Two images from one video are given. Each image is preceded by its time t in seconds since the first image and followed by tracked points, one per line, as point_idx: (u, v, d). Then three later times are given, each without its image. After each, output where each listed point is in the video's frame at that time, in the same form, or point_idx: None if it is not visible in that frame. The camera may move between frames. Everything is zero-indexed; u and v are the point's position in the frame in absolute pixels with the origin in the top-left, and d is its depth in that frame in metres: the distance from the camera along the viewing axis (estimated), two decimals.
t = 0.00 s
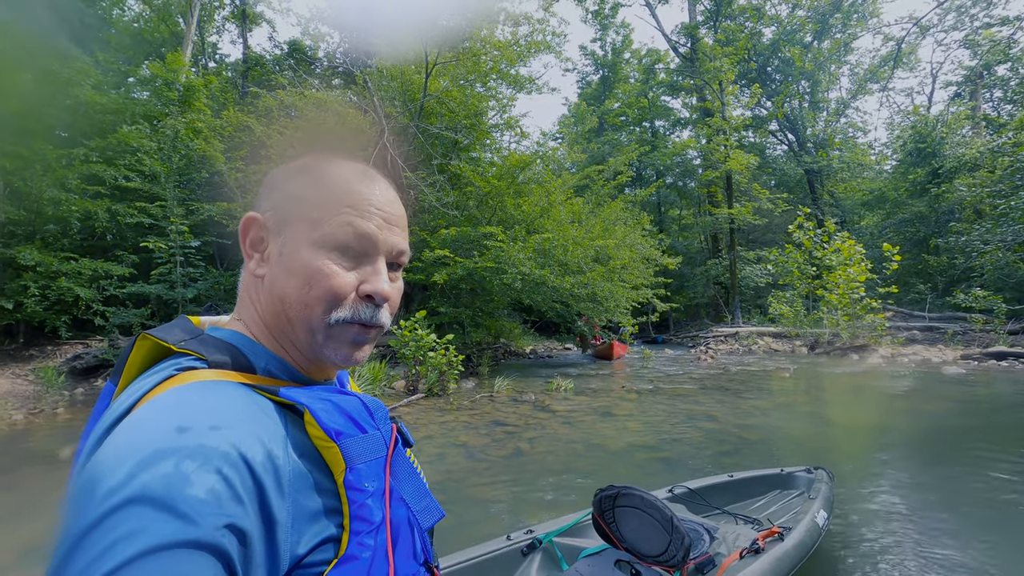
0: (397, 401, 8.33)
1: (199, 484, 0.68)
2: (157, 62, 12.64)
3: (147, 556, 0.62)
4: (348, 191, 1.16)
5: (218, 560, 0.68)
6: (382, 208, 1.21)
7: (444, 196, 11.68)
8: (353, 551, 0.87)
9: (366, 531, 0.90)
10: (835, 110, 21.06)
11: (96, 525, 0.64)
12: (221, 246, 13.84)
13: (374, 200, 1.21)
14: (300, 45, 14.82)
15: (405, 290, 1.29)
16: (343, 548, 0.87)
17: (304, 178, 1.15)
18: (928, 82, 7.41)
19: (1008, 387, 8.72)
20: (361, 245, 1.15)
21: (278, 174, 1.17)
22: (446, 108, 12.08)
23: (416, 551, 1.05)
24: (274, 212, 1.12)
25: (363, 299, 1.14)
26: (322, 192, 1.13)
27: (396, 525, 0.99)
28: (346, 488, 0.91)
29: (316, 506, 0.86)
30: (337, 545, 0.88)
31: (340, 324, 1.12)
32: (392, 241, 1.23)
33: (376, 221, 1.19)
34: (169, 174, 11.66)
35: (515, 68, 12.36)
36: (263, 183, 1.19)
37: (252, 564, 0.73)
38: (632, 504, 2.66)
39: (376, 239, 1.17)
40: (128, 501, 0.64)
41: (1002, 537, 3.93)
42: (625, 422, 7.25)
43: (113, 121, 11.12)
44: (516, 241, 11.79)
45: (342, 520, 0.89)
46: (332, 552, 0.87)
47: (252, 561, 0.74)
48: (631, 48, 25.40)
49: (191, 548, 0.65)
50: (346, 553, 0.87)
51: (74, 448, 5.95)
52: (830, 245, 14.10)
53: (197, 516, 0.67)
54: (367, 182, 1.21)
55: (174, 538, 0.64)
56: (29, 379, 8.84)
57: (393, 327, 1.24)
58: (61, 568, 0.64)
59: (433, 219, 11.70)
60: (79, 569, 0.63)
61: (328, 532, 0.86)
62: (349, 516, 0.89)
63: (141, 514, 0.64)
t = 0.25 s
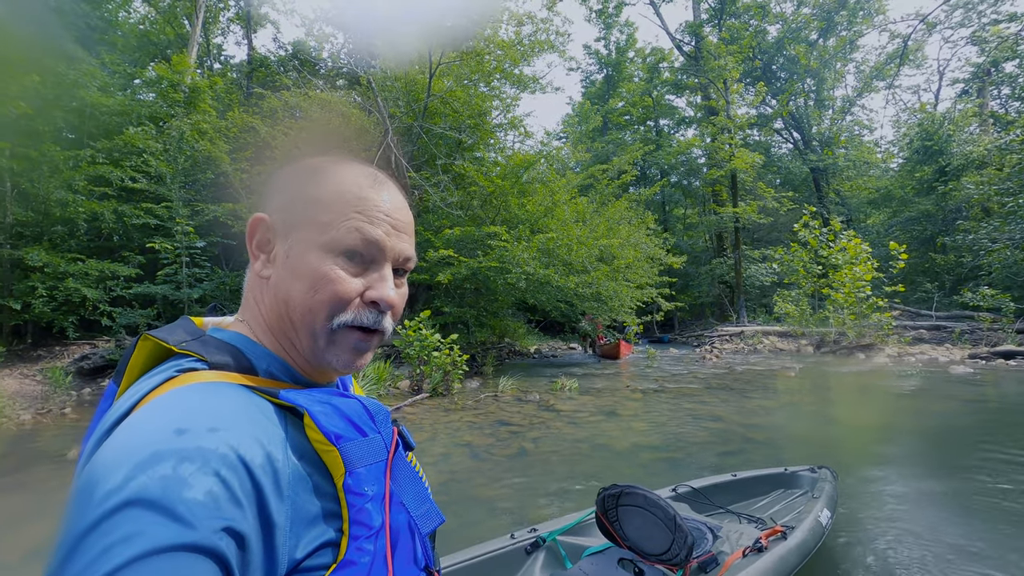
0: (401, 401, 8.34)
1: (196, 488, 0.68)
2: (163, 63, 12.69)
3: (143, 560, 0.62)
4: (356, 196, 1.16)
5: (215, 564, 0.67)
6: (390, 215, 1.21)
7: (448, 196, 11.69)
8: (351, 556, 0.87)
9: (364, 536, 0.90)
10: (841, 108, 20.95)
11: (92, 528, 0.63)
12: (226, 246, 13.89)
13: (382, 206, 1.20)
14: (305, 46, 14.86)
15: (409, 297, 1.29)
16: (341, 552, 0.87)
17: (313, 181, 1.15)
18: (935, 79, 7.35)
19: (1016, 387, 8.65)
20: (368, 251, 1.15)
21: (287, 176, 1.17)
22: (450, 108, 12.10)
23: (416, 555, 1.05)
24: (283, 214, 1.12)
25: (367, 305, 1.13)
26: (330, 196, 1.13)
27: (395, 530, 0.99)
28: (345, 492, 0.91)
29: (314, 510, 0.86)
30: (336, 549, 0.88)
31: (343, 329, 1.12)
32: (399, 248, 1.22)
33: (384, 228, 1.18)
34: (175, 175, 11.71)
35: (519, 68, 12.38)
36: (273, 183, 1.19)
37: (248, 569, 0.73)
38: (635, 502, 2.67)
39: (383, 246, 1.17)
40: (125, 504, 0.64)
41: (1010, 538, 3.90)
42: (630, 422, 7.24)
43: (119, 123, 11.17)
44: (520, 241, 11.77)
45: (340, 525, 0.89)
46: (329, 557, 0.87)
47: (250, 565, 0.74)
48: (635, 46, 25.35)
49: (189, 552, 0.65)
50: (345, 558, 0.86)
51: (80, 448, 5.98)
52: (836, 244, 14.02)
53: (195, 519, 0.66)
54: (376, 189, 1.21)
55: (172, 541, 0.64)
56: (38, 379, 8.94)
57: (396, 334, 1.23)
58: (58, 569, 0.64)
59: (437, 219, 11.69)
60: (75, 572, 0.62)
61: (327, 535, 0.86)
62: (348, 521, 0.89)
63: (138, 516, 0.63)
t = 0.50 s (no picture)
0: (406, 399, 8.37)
1: (205, 481, 0.69)
2: (170, 65, 12.77)
3: (153, 551, 0.63)
4: (362, 193, 1.17)
5: (223, 557, 0.68)
6: (397, 212, 1.22)
7: (453, 196, 11.71)
8: (357, 550, 0.88)
9: (370, 530, 0.91)
10: (848, 106, 20.84)
11: (103, 521, 0.64)
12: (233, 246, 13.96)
13: (388, 203, 1.21)
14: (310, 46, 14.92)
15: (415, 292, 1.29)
16: (347, 546, 0.88)
17: (320, 177, 1.15)
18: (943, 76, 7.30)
19: None
20: (374, 247, 1.15)
21: (294, 173, 1.18)
22: (455, 107, 12.12)
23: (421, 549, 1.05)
24: (289, 212, 1.13)
25: (374, 301, 1.14)
26: (336, 193, 1.13)
27: (401, 523, 0.99)
28: (352, 487, 0.91)
29: (321, 505, 0.86)
30: (342, 542, 0.88)
31: (350, 324, 1.12)
32: (405, 244, 1.23)
33: (390, 224, 1.19)
34: (182, 176, 11.78)
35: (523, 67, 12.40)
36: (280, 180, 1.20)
37: (256, 561, 0.74)
38: (639, 499, 2.65)
39: (389, 242, 1.18)
40: (133, 497, 0.64)
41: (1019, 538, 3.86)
42: (635, 421, 7.22)
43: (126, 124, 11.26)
44: (525, 240, 11.75)
45: (347, 519, 0.90)
46: (336, 551, 0.87)
47: (257, 558, 0.74)
48: (640, 45, 25.30)
49: (198, 544, 0.66)
50: (351, 551, 0.87)
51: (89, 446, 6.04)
52: (842, 242, 13.95)
53: (202, 512, 0.67)
54: (382, 185, 1.21)
55: (180, 535, 0.65)
56: (47, 378, 9.04)
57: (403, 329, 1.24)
58: (70, 562, 0.65)
59: (442, 218, 11.72)
60: (87, 563, 0.63)
61: (332, 529, 0.86)
62: (354, 514, 0.90)
63: (148, 510, 0.64)
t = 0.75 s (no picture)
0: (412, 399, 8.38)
1: (219, 477, 0.69)
2: (176, 66, 12.83)
3: (170, 546, 0.63)
4: (377, 190, 1.17)
5: (239, 551, 0.68)
6: (410, 209, 1.23)
7: (458, 195, 11.74)
8: (369, 545, 0.87)
9: (382, 526, 0.91)
10: (855, 103, 20.71)
11: (120, 517, 0.64)
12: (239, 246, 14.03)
13: (402, 200, 1.22)
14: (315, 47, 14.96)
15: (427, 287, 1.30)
16: (359, 542, 0.88)
17: (334, 176, 1.16)
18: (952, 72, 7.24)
19: None
20: (391, 243, 1.16)
21: (306, 172, 1.18)
22: (459, 106, 12.12)
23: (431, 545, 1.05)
24: (304, 210, 1.13)
25: (392, 296, 1.15)
26: (352, 190, 1.14)
27: (412, 520, 0.99)
28: (363, 483, 0.91)
29: (333, 501, 0.86)
30: (354, 539, 0.88)
31: (369, 319, 1.13)
32: (419, 241, 1.24)
33: (405, 220, 1.20)
34: (188, 176, 11.85)
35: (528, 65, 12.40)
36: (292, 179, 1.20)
37: (270, 557, 0.74)
38: (644, 496, 2.65)
39: (404, 238, 1.19)
40: (149, 494, 0.64)
41: None
42: (641, 420, 7.21)
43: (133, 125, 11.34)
44: (530, 239, 11.73)
45: (358, 514, 0.90)
46: (348, 547, 0.87)
47: (272, 553, 0.75)
48: (645, 43, 25.23)
49: (214, 540, 0.66)
50: (363, 547, 0.87)
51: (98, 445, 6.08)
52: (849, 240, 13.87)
53: (218, 507, 0.67)
54: (395, 183, 1.22)
55: (196, 529, 0.65)
56: (56, 377, 9.13)
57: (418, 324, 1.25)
58: (87, 558, 0.65)
59: (447, 217, 11.72)
60: (105, 558, 0.64)
61: (344, 525, 0.86)
62: (365, 510, 0.90)
63: (164, 505, 0.64)
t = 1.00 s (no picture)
0: (418, 398, 8.39)
1: (216, 486, 0.66)
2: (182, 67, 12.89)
3: (164, 559, 0.59)
4: (371, 188, 1.17)
5: (235, 564, 0.65)
6: (404, 205, 1.23)
7: (463, 194, 11.72)
8: (367, 555, 0.85)
9: (381, 535, 0.88)
10: (862, 100, 20.55)
11: (114, 529, 0.61)
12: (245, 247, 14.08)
13: (396, 196, 1.22)
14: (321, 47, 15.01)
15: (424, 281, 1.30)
16: (356, 552, 0.85)
17: (327, 177, 1.15)
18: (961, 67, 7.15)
19: None
20: (390, 239, 1.16)
21: (297, 176, 1.16)
22: (464, 105, 12.12)
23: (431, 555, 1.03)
24: (300, 212, 1.11)
25: (394, 291, 1.14)
26: (347, 190, 1.13)
27: (411, 529, 0.97)
28: (361, 491, 0.89)
29: (331, 510, 0.84)
30: (352, 548, 0.86)
31: (374, 316, 1.12)
32: (416, 235, 1.24)
33: (401, 215, 1.19)
34: (195, 177, 11.92)
35: (532, 64, 12.41)
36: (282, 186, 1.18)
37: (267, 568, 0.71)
38: (648, 497, 2.66)
39: (402, 233, 1.19)
40: (144, 504, 0.61)
41: None
42: (647, 420, 7.18)
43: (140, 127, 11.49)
44: (535, 238, 11.69)
45: (356, 522, 0.88)
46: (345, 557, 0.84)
47: (267, 565, 0.72)
48: (650, 41, 25.17)
49: (211, 552, 0.63)
50: (361, 556, 0.84)
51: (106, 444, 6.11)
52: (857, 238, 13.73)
53: (214, 517, 0.64)
54: (387, 181, 1.22)
55: (192, 541, 0.62)
56: (65, 377, 9.19)
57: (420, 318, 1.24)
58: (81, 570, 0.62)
59: (452, 217, 11.70)
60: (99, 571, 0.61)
61: (342, 534, 0.84)
62: (363, 519, 0.88)
63: (160, 516, 0.61)
